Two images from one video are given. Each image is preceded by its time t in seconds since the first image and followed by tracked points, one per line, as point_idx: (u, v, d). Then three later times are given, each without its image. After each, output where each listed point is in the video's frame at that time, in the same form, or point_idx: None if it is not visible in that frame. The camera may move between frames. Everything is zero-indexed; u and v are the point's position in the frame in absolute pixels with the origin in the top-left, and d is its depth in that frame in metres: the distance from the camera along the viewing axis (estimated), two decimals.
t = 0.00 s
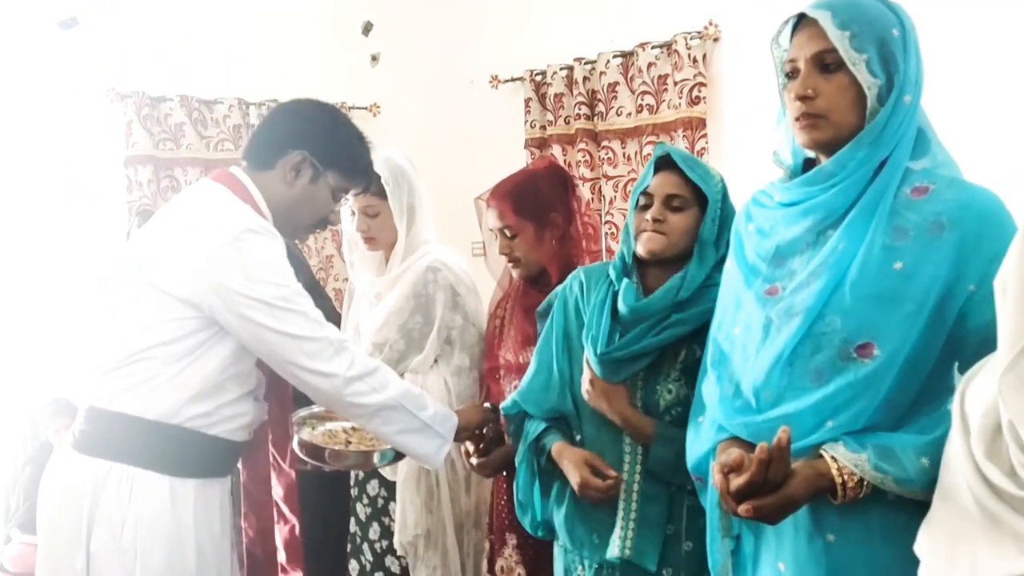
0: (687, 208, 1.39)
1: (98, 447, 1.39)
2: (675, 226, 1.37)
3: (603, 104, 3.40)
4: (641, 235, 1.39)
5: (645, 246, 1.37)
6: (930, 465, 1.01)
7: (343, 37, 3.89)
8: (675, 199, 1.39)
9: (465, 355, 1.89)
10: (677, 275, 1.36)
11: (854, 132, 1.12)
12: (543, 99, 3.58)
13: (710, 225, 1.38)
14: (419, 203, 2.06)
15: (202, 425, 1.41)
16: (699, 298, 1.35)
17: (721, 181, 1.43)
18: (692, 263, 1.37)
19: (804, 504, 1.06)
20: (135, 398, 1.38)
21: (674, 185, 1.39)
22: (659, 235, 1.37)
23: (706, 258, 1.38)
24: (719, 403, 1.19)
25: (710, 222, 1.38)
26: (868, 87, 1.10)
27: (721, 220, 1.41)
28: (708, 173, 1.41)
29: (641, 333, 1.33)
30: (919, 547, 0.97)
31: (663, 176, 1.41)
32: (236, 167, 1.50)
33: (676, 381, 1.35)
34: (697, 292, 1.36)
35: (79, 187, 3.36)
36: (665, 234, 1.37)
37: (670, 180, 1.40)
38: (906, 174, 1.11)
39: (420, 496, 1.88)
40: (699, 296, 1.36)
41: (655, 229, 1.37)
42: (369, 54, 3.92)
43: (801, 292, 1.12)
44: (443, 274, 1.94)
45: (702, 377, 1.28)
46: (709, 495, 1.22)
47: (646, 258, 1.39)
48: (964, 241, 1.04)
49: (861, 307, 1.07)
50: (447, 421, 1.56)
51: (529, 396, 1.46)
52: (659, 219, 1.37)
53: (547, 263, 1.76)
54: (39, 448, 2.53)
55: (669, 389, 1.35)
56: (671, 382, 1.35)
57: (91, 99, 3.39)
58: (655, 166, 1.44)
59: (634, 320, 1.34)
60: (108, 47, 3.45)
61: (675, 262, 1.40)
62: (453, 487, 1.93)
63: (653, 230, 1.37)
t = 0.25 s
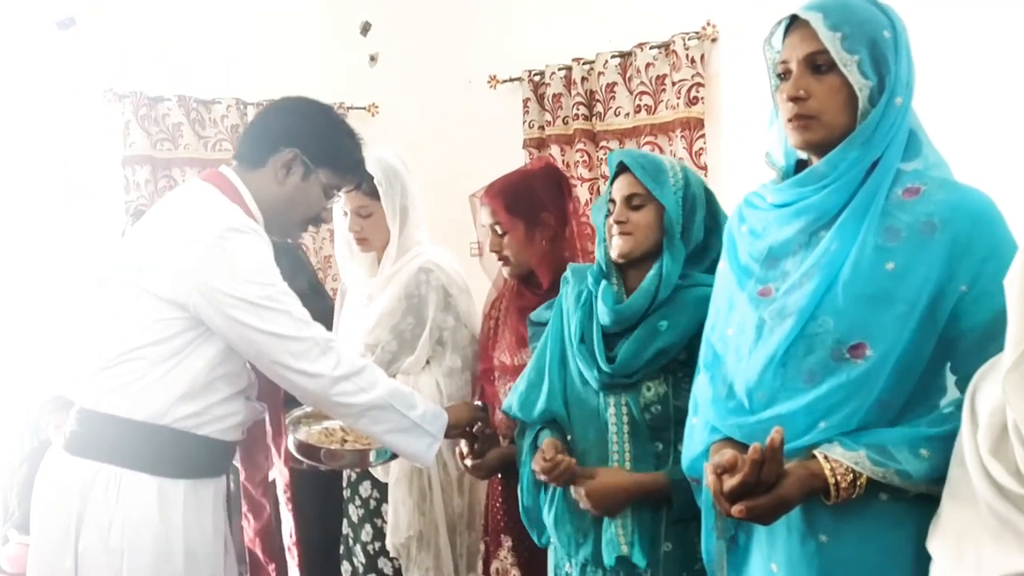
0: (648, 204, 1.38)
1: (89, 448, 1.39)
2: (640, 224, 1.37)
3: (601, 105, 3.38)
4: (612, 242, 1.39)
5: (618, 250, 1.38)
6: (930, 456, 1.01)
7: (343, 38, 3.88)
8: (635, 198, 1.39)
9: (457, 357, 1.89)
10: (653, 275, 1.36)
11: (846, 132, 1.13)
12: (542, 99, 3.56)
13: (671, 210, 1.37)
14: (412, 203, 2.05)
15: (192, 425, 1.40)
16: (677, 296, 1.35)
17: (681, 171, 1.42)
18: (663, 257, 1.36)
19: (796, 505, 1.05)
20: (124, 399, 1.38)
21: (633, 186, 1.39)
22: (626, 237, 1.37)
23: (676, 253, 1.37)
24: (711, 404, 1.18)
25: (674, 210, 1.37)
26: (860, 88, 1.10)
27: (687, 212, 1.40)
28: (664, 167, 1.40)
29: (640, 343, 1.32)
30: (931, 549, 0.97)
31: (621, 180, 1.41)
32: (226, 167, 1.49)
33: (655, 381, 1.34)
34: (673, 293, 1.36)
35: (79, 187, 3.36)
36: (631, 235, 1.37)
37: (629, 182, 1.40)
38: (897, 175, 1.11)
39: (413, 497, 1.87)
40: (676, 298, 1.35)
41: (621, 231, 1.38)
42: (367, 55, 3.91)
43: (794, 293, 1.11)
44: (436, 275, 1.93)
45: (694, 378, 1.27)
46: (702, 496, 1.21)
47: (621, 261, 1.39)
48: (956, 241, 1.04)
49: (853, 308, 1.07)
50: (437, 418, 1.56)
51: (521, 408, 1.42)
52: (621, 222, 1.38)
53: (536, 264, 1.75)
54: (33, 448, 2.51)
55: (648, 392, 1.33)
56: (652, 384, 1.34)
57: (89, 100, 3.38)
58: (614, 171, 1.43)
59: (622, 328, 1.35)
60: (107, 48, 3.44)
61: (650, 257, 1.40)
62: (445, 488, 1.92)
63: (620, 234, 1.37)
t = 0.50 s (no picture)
0: (614, 206, 1.37)
1: (80, 449, 1.40)
2: (608, 226, 1.37)
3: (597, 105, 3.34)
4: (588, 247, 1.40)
5: (593, 255, 1.39)
6: (921, 455, 1.01)
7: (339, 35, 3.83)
8: (601, 202, 1.39)
9: (447, 358, 1.92)
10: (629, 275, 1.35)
11: (836, 133, 1.13)
12: (538, 99, 3.53)
13: (633, 216, 1.34)
14: (401, 203, 2.05)
15: (177, 422, 1.40)
16: (657, 296, 1.34)
17: (647, 169, 1.40)
18: (635, 256, 1.35)
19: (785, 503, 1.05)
20: (106, 397, 1.38)
21: (601, 191, 1.39)
22: (598, 242, 1.37)
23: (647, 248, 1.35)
24: (701, 403, 1.19)
25: (635, 212, 1.35)
26: (848, 90, 1.11)
27: (655, 203, 1.37)
28: (627, 165, 1.39)
29: (623, 336, 1.31)
30: (931, 550, 0.97)
31: (591, 186, 1.42)
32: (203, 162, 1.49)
33: (641, 375, 1.33)
34: (653, 293, 1.35)
35: (78, 187, 3.38)
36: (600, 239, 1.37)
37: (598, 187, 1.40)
38: (886, 175, 1.12)
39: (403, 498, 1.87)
40: (656, 295, 1.34)
41: (592, 236, 1.38)
42: (364, 55, 3.83)
43: (783, 292, 1.12)
44: (425, 276, 1.94)
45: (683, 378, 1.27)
46: (692, 496, 1.21)
47: (599, 265, 1.39)
48: (944, 240, 1.04)
49: (842, 306, 1.07)
50: (375, 387, 1.46)
51: (508, 410, 1.45)
52: (591, 228, 1.38)
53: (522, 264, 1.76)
54: (31, 448, 2.52)
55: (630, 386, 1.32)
56: (636, 379, 1.33)
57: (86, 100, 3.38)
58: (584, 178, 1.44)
59: (603, 326, 1.35)
60: (108, 47, 3.46)
61: (627, 255, 1.39)
62: (434, 489, 1.92)
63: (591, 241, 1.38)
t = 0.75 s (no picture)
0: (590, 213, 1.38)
1: (68, 450, 1.48)
2: (585, 233, 1.38)
3: (593, 105, 3.42)
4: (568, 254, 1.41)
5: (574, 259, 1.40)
6: (899, 457, 1.03)
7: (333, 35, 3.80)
8: (579, 209, 1.40)
9: (435, 359, 1.95)
10: (606, 280, 1.36)
11: (818, 136, 1.14)
12: (536, 100, 3.46)
13: (607, 220, 1.35)
14: (389, 204, 2.07)
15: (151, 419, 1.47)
16: (635, 298, 1.35)
17: (620, 171, 1.40)
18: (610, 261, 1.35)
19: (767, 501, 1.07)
20: (84, 396, 1.46)
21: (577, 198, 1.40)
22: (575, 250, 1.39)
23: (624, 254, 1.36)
24: (686, 403, 1.20)
25: (608, 217, 1.36)
26: (831, 93, 1.12)
27: (632, 207, 1.38)
28: (604, 169, 1.40)
29: (599, 341, 1.32)
30: (915, 548, 0.99)
31: (570, 192, 1.43)
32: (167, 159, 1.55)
33: (621, 378, 1.34)
34: (631, 296, 1.36)
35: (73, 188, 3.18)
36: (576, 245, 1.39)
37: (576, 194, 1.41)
38: (867, 178, 1.13)
39: (392, 500, 1.89)
40: (632, 299, 1.36)
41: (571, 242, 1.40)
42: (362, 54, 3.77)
43: (766, 294, 1.13)
44: (413, 277, 1.96)
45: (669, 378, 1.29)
46: (677, 494, 1.22)
47: (579, 269, 1.40)
48: (923, 242, 1.06)
49: (824, 308, 1.09)
50: (320, 385, 1.51)
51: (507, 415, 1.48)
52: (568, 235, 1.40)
53: (508, 262, 1.78)
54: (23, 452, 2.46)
55: (610, 389, 1.34)
56: (618, 381, 1.34)
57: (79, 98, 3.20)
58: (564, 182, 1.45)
59: (584, 329, 1.36)
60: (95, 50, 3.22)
61: (605, 258, 1.40)
62: (423, 491, 1.94)
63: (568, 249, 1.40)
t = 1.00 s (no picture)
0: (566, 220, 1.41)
1: (57, 461, 1.42)
2: (562, 241, 1.40)
3: (587, 107, 3.38)
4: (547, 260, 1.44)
5: (552, 266, 1.44)
6: (868, 453, 1.05)
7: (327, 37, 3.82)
8: (557, 216, 1.43)
9: (424, 359, 1.96)
10: (581, 288, 1.38)
11: (791, 141, 1.16)
12: (529, 101, 3.58)
13: (580, 229, 1.37)
14: (377, 206, 2.10)
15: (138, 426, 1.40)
16: (610, 303, 1.37)
17: (597, 177, 1.43)
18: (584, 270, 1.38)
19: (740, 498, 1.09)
20: (68, 405, 1.39)
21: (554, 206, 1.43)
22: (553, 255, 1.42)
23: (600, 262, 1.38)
24: (663, 402, 1.22)
25: (582, 225, 1.38)
26: (803, 98, 1.14)
27: (608, 215, 1.40)
28: (580, 177, 1.42)
29: (575, 349, 1.34)
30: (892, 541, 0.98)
31: (547, 201, 1.46)
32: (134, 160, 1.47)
33: (600, 382, 1.35)
34: (606, 302, 1.38)
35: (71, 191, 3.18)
36: (554, 251, 1.42)
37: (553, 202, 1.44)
38: (839, 180, 1.15)
39: (382, 499, 1.91)
40: (607, 306, 1.38)
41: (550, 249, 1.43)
42: (357, 57, 3.80)
43: (740, 294, 1.15)
44: (401, 277, 1.98)
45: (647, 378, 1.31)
46: (654, 493, 1.24)
47: (559, 275, 1.43)
48: (892, 244, 1.08)
49: (796, 308, 1.11)
50: (293, 391, 1.44)
51: (493, 416, 1.50)
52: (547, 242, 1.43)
53: (500, 258, 1.81)
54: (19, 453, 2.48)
55: (589, 393, 1.35)
56: (596, 386, 1.35)
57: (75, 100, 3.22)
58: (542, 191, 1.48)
59: (563, 338, 1.39)
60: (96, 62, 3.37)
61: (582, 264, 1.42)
62: (412, 491, 1.96)
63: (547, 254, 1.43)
